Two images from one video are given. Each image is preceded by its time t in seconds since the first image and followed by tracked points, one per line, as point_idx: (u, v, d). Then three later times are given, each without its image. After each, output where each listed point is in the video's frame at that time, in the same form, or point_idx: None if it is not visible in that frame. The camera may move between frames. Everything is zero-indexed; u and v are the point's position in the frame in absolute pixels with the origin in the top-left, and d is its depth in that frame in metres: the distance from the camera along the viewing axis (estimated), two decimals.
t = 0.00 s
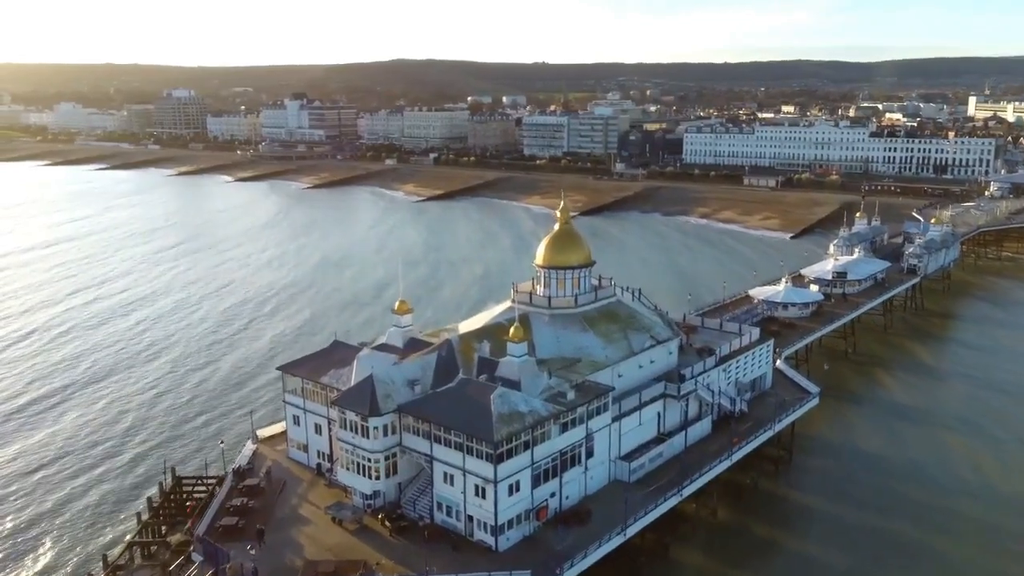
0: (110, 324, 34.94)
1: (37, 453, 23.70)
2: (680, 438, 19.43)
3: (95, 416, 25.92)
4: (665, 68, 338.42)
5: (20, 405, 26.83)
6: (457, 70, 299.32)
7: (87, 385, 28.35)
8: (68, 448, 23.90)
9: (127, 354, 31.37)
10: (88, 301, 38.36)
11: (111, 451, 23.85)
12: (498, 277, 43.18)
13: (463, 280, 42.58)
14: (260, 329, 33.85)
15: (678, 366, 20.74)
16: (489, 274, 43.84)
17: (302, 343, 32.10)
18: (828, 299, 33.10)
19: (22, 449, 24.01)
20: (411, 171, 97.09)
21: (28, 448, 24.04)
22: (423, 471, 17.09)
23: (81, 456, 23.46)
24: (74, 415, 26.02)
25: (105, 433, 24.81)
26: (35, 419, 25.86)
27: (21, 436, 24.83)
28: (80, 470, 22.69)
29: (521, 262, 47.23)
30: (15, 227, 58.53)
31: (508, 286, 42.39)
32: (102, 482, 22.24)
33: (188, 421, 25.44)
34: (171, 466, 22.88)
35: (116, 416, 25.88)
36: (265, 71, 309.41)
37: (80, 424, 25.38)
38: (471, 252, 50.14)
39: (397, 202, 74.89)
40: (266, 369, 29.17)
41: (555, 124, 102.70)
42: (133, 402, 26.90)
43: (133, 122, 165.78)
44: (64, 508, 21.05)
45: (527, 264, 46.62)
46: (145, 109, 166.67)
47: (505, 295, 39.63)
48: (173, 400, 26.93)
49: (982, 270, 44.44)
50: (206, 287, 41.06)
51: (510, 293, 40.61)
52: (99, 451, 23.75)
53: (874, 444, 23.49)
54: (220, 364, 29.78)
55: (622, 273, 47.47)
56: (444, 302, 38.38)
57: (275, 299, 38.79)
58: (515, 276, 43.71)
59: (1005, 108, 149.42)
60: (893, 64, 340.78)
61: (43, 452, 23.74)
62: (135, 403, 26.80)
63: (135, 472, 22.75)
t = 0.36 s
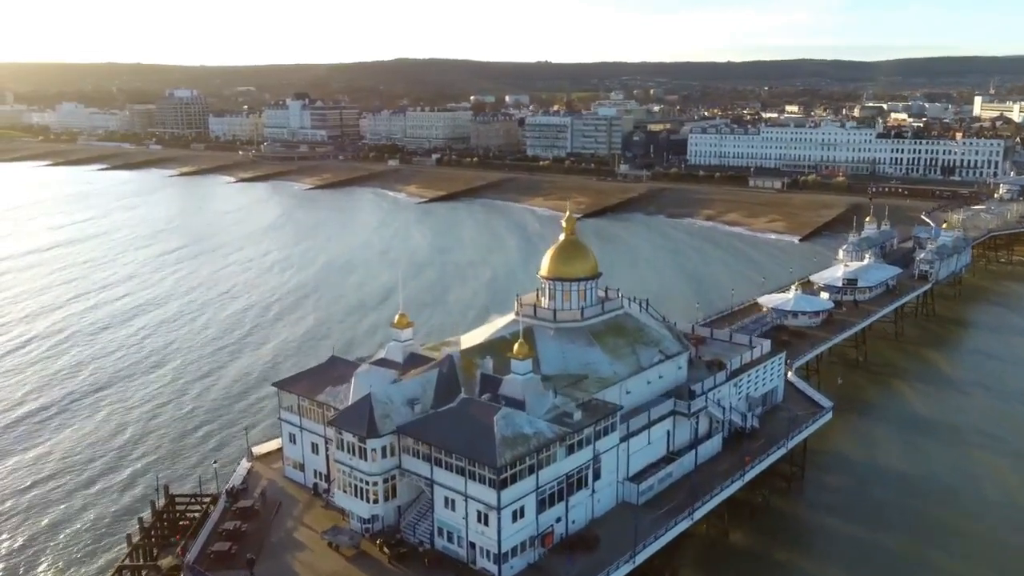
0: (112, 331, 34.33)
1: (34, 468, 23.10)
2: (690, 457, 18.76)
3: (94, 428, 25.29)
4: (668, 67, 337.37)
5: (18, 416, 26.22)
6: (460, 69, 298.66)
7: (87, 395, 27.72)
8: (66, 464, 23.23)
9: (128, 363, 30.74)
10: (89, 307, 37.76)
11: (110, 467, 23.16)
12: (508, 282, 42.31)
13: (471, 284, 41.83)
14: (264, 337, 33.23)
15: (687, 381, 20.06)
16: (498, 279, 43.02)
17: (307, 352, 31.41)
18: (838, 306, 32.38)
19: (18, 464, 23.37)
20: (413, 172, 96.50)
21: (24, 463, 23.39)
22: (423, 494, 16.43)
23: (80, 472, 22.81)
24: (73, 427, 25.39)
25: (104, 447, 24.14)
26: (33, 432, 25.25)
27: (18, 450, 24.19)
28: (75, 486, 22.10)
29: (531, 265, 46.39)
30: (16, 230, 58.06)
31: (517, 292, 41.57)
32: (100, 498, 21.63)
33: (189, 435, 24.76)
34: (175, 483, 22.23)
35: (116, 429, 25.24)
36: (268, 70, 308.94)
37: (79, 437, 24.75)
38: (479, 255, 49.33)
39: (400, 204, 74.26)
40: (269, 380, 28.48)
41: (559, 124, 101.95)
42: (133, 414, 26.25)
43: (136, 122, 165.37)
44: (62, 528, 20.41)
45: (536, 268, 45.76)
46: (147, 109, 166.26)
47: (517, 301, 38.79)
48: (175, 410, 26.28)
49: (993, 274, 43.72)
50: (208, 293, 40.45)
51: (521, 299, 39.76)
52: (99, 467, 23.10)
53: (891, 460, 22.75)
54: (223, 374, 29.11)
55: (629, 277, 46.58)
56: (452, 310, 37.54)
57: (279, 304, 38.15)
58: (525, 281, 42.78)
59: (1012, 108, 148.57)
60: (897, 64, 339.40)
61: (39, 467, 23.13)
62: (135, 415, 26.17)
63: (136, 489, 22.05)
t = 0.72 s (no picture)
0: (114, 340, 33.77)
1: (30, 485, 22.44)
2: (700, 479, 18.08)
3: (92, 443, 24.60)
4: (671, 66, 336.36)
5: (16, 429, 25.64)
6: (463, 69, 298.14)
7: (86, 407, 27.12)
8: (64, 480, 22.63)
9: (129, 373, 30.15)
10: (89, 315, 37.10)
11: (109, 483, 22.56)
12: (519, 289, 41.59)
13: (480, 291, 41.15)
14: (268, 347, 32.64)
15: (697, 398, 19.38)
16: (508, 285, 42.31)
17: (311, 364, 30.78)
18: (849, 315, 31.68)
19: (15, 480, 22.74)
20: (415, 173, 95.84)
21: (21, 479, 22.78)
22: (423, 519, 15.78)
23: (78, 489, 22.20)
24: (71, 442, 24.72)
25: (102, 463, 23.49)
26: (31, 446, 24.59)
27: (15, 464, 23.60)
28: (71, 505, 21.47)
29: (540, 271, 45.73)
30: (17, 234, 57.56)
31: (528, 300, 40.90)
32: (94, 517, 21.01)
33: (192, 450, 24.14)
34: (173, 500, 21.58)
35: (116, 444, 24.63)
36: (271, 70, 308.50)
37: (78, 453, 24.09)
38: (487, 260, 48.65)
39: (403, 206, 73.61)
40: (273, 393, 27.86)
41: (562, 125, 100.98)
42: (134, 427, 25.59)
43: (137, 123, 164.77)
44: (60, 549, 19.82)
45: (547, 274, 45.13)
46: (148, 109, 165.70)
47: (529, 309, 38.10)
48: (177, 424, 25.67)
49: (1005, 280, 42.97)
50: (211, 299, 39.86)
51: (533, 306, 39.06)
52: (98, 483, 22.50)
53: (910, 478, 22.01)
54: (226, 387, 28.50)
55: (637, 282, 45.82)
56: (462, 318, 36.86)
57: (283, 312, 37.55)
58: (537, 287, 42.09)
59: (1017, 108, 147.78)
60: (901, 63, 338.22)
61: (36, 485, 22.47)
62: (136, 428, 25.50)
63: (135, 507, 21.43)
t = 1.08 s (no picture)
0: (114, 348, 33.23)
1: (25, 503, 21.88)
2: (710, 500, 17.47)
3: (91, 458, 24.04)
4: (674, 66, 335.63)
5: (12, 443, 25.08)
6: (465, 70, 297.65)
7: (86, 419, 26.55)
8: (61, 497, 22.08)
9: (130, 383, 29.59)
10: (89, 322, 36.55)
11: (107, 500, 21.98)
12: (530, 295, 40.82)
13: (490, 297, 40.40)
14: (271, 356, 32.08)
15: (706, 415, 18.78)
16: (519, 291, 41.56)
17: (314, 374, 30.16)
18: (859, 323, 31.03)
19: (11, 497, 22.20)
20: (418, 175, 95.33)
21: (17, 496, 22.21)
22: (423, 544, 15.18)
23: (76, 507, 21.61)
24: (68, 457, 24.14)
25: (100, 479, 22.95)
26: (28, 461, 24.05)
27: (11, 479, 23.05)
28: (66, 523, 20.96)
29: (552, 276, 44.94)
30: (18, 237, 57.08)
31: (539, 305, 40.11)
32: (89, 536, 20.49)
33: (193, 466, 23.55)
34: (174, 518, 20.99)
35: (115, 458, 24.06)
36: (274, 70, 308.28)
37: (76, 468, 23.53)
38: (498, 265, 47.90)
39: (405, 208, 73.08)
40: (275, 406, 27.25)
41: (565, 126, 100.46)
42: (133, 441, 25.00)
43: (139, 123, 164.46)
44: (52, 571, 19.29)
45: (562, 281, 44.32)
46: (150, 109, 165.32)
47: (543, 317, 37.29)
48: (178, 438, 25.09)
49: (1015, 285, 42.33)
50: (213, 305, 39.31)
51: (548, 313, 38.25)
52: (97, 499, 21.94)
53: (927, 495, 21.33)
54: (228, 399, 27.92)
55: (645, 287, 45.08)
56: (470, 325, 36.10)
57: (287, 319, 36.99)
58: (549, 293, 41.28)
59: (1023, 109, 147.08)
60: (905, 62, 337.02)
61: (32, 502, 21.93)
62: (135, 443, 24.92)
63: (131, 526, 20.91)
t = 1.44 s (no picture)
0: (114, 357, 32.64)
1: (18, 524, 21.28)
2: (719, 525, 16.83)
3: (87, 476, 23.42)
4: (676, 66, 334.97)
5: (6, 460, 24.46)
6: (468, 70, 297.23)
7: (84, 433, 25.93)
8: (54, 518, 21.46)
9: (129, 394, 29.00)
10: (87, 330, 35.91)
11: (103, 521, 21.39)
12: (539, 302, 40.14)
13: (494, 304, 39.75)
14: (273, 367, 31.44)
15: (715, 436, 18.14)
16: (529, 298, 40.83)
17: (316, 385, 29.55)
18: (868, 333, 30.33)
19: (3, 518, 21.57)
20: (419, 176, 94.75)
21: (11, 517, 21.60)
22: None
23: (73, 527, 21.06)
24: (64, 474, 23.51)
25: (96, 498, 22.33)
26: (23, 479, 23.42)
27: (6, 498, 22.45)
28: (58, 547, 20.32)
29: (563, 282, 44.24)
30: (18, 241, 56.52)
31: (547, 313, 39.37)
32: (81, 560, 19.86)
33: (193, 483, 22.97)
34: (175, 539, 20.46)
35: (112, 475, 23.44)
36: (275, 70, 307.90)
37: (72, 486, 22.90)
38: (506, 270, 47.18)
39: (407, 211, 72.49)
40: (278, 420, 26.63)
41: (567, 128, 99.85)
42: (130, 458, 24.37)
43: (140, 123, 163.97)
44: None
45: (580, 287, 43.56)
46: (151, 110, 164.77)
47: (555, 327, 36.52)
48: (178, 453, 24.44)
49: None
50: (216, 312, 38.70)
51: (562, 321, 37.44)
52: (91, 521, 21.31)
53: (945, 515, 20.61)
54: (228, 412, 27.28)
55: (654, 292, 44.28)
56: (479, 334, 35.35)
57: (289, 327, 36.39)
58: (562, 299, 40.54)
59: None
60: (908, 61, 336.16)
61: (25, 523, 21.32)
62: (132, 459, 24.30)
63: (124, 549, 20.29)
